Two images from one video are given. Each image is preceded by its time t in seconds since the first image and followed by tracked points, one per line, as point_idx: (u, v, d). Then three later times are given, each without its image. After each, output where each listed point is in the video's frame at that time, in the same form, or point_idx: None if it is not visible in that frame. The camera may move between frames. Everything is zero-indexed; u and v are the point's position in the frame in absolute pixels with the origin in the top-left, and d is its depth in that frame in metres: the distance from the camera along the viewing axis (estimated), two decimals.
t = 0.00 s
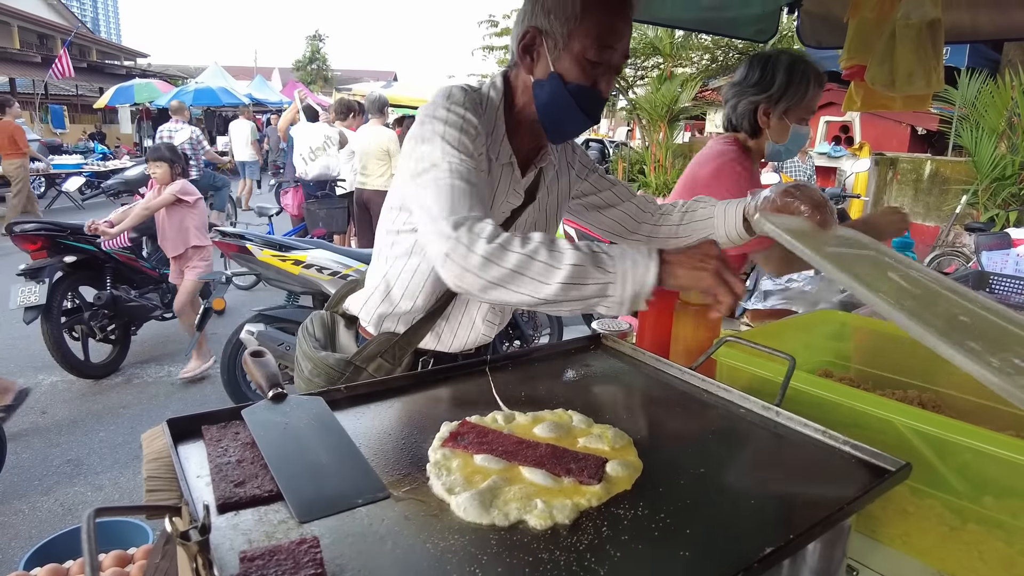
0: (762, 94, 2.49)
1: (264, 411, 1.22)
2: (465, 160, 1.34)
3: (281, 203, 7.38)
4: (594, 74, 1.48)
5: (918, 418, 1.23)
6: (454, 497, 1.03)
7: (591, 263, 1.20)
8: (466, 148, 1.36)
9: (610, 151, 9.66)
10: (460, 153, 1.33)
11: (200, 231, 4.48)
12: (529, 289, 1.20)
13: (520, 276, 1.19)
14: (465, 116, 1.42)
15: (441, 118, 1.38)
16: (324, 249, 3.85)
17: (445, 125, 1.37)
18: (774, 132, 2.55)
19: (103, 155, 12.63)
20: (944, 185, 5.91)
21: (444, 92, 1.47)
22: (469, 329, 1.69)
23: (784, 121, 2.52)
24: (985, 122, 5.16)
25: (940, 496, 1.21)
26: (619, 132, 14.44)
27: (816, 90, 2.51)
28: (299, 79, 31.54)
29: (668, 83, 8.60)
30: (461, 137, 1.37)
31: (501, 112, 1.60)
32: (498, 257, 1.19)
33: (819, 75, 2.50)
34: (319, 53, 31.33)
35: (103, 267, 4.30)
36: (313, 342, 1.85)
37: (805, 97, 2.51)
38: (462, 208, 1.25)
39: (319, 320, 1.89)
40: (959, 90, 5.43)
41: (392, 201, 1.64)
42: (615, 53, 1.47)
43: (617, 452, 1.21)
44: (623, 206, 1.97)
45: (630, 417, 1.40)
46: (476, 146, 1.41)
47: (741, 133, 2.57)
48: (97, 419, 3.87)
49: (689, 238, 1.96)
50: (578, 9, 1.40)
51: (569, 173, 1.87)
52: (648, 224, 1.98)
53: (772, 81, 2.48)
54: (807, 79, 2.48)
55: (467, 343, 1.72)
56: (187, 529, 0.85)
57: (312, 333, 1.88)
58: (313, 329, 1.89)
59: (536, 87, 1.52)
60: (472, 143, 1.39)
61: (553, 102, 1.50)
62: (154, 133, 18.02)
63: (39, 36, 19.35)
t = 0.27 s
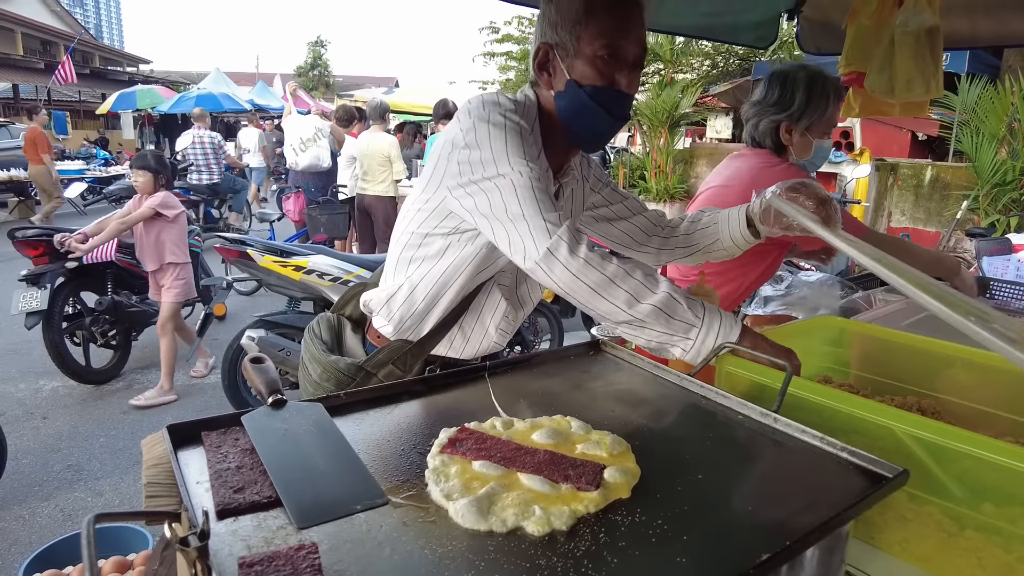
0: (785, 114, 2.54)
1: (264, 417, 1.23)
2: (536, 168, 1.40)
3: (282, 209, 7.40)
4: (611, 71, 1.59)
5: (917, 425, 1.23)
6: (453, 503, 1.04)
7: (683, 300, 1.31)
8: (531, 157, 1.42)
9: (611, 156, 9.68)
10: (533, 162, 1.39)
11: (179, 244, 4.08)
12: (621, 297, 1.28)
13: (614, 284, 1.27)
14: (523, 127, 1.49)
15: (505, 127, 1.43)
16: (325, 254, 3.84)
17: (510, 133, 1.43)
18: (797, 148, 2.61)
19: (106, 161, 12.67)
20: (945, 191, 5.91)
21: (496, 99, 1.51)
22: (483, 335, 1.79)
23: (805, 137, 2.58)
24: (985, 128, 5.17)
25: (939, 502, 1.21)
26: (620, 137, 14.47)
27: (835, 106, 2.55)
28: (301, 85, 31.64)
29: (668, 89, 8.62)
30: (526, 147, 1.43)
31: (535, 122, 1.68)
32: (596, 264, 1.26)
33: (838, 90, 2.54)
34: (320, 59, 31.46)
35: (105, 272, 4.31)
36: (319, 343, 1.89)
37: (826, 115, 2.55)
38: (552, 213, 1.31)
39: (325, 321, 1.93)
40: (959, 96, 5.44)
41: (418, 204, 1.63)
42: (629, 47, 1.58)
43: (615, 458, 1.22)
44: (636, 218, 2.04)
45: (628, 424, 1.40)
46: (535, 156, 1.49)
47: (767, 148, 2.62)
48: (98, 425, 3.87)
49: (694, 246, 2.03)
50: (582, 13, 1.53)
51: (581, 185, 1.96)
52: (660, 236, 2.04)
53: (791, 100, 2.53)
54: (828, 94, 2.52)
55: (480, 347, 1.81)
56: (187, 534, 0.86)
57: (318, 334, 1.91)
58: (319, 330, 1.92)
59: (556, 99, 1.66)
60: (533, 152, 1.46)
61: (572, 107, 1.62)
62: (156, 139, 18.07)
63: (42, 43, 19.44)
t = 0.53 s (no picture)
0: (790, 124, 2.56)
1: (266, 426, 1.24)
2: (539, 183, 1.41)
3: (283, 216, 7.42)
4: (602, 79, 1.59)
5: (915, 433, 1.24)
6: (454, 512, 1.05)
7: (680, 305, 1.32)
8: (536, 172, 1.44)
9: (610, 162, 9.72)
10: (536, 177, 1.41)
11: (148, 254, 3.92)
12: (617, 313, 1.30)
13: (609, 299, 1.29)
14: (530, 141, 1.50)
15: (510, 142, 1.45)
16: (324, 261, 3.86)
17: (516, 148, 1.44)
18: (802, 158, 2.63)
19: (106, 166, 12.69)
20: (943, 196, 5.95)
21: (505, 114, 1.53)
22: (485, 347, 1.80)
23: (810, 148, 2.60)
24: (983, 134, 5.21)
25: (937, 510, 1.22)
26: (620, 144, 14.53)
27: (840, 116, 2.57)
28: (302, 91, 31.76)
29: (668, 95, 8.65)
30: (531, 162, 1.45)
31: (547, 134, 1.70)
32: (591, 281, 1.28)
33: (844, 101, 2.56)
34: (321, 65, 31.58)
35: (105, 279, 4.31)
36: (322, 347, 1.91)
37: (831, 125, 2.57)
38: (550, 229, 1.33)
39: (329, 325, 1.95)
40: (957, 102, 5.48)
41: (425, 213, 1.66)
42: (625, 56, 1.57)
43: (615, 467, 1.23)
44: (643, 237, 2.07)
45: (628, 433, 1.41)
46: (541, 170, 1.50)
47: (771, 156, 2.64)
48: (97, 431, 3.88)
49: (692, 267, 2.05)
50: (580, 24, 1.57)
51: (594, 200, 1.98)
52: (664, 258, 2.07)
53: (797, 110, 2.55)
54: (833, 105, 2.54)
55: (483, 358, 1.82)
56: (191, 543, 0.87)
57: (322, 338, 1.93)
58: (323, 334, 1.94)
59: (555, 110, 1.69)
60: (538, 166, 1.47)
61: (569, 117, 1.64)
62: (156, 144, 18.09)
63: (43, 49, 19.49)
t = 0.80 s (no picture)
0: (780, 130, 2.59)
1: (269, 441, 1.24)
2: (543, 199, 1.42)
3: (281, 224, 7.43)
4: (601, 93, 1.61)
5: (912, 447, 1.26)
6: (456, 529, 1.06)
7: (685, 320, 1.32)
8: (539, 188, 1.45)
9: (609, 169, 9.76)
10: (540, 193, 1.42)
11: (101, 270, 3.73)
12: (622, 328, 1.31)
13: (614, 315, 1.30)
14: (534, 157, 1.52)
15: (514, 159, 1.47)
16: (323, 270, 3.87)
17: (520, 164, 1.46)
18: (793, 163, 2.65)
19: (104, 174, 12.67)
20: (940, 204, 5.98)
21: (508, 132, 1.55)
22: (485, 360, 1.81)
23: (800, 153, 2.61)
24: (979, 142, 5.24)
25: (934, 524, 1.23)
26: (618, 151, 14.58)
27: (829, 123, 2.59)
28: (301, 98, 31.85)
29: (665, 103, 8.69)
30: (534, 178, 1.46)
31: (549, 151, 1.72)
32: (596, 297, 1.29)
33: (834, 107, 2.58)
34: (320, 73, 31.69)
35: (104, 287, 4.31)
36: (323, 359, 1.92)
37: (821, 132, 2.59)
38: (555, 246, 1.34)
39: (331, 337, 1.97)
40: (953, 111, 5.52)
41: (427, 228, 1.68)
42: (624, 72, 1.59)
43: (615, 482, 1.24)
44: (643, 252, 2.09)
45: (627, 447, 1.42)
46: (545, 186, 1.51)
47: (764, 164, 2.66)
48: (95, 441, 3.87)
49: (691, 281, 2.07)
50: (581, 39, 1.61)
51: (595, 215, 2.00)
52: (663, 273, 2.09)
53: (786, 116, 2.57)
54: (822, 111, 2.55)
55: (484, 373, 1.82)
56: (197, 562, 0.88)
57: (323, 350, 1.95)
58: (323, 346, 1.96)
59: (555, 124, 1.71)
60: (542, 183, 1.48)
61: (570, 130, 1.66)
62: (155, 151, 18.11)
63: (41, 56, 19.49)
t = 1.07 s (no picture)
0: (759, 148, 2.62)
1: (269, 461, 1.24)
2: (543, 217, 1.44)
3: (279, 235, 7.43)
4: (608, 120, 1.63)
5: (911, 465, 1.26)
6: (458, 550, 1.06)
7: (684, 335, 1.34)
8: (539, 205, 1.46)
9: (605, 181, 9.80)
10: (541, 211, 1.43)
11: (35, 288, 3.55)
12: (623, 345, 1.31)
13: (613, 331, 1.30)
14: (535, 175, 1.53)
15: (515, 176, 1.48)
16: (321, 282, 3.87)
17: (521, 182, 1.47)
18: (786, 176, 2.65)
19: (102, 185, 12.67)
20: (936, 215, 6.02)
21: (510, 150, 1.57)
22: (485, 375, 1.81)
23: (790, 164, 2.62)
24: (974, 154, 5.27)
25: (934, 542, 1.23)
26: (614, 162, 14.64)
27: (808, 127, 2.58)
28: (299, 110, 31.97)
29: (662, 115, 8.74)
30: (535, 196, 1.47)
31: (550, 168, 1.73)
32: (595, 314, 1.29)
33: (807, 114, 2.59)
34: (318, 84, 31.82)
35: (101, 300, 4.30)
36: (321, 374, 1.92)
37: (802, 138, 2.59)
38: (555, 263, 1.35)
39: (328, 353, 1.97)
40: (948, 122, 5.56)
41: (427, 244, 1.69)
42: (630, 99, 1.62)
43: (615, 502, 1.24)
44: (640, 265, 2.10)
45: (627, 465, 1.42)
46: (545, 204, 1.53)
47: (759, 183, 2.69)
48: (91, 455, 3.85)
49: (689, 295, 2.08)
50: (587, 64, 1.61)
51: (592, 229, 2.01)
52: (660, 286, 2.10)
53: (763, 136, 2.61)
54: (797, 120, 2.57)
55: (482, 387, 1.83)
56: None
57: (321, 366, 1.95)
58: (322, 362, 1.96)
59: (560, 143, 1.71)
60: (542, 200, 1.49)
61: (575, 150, 1.66)
62: (152, 162, 18.13)
63: (39, 67, 19.51)
